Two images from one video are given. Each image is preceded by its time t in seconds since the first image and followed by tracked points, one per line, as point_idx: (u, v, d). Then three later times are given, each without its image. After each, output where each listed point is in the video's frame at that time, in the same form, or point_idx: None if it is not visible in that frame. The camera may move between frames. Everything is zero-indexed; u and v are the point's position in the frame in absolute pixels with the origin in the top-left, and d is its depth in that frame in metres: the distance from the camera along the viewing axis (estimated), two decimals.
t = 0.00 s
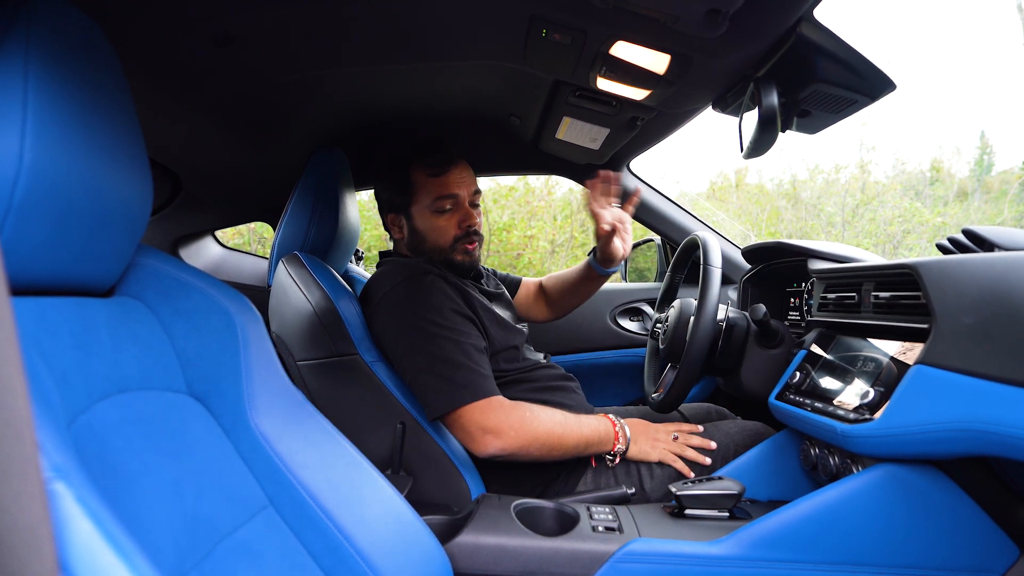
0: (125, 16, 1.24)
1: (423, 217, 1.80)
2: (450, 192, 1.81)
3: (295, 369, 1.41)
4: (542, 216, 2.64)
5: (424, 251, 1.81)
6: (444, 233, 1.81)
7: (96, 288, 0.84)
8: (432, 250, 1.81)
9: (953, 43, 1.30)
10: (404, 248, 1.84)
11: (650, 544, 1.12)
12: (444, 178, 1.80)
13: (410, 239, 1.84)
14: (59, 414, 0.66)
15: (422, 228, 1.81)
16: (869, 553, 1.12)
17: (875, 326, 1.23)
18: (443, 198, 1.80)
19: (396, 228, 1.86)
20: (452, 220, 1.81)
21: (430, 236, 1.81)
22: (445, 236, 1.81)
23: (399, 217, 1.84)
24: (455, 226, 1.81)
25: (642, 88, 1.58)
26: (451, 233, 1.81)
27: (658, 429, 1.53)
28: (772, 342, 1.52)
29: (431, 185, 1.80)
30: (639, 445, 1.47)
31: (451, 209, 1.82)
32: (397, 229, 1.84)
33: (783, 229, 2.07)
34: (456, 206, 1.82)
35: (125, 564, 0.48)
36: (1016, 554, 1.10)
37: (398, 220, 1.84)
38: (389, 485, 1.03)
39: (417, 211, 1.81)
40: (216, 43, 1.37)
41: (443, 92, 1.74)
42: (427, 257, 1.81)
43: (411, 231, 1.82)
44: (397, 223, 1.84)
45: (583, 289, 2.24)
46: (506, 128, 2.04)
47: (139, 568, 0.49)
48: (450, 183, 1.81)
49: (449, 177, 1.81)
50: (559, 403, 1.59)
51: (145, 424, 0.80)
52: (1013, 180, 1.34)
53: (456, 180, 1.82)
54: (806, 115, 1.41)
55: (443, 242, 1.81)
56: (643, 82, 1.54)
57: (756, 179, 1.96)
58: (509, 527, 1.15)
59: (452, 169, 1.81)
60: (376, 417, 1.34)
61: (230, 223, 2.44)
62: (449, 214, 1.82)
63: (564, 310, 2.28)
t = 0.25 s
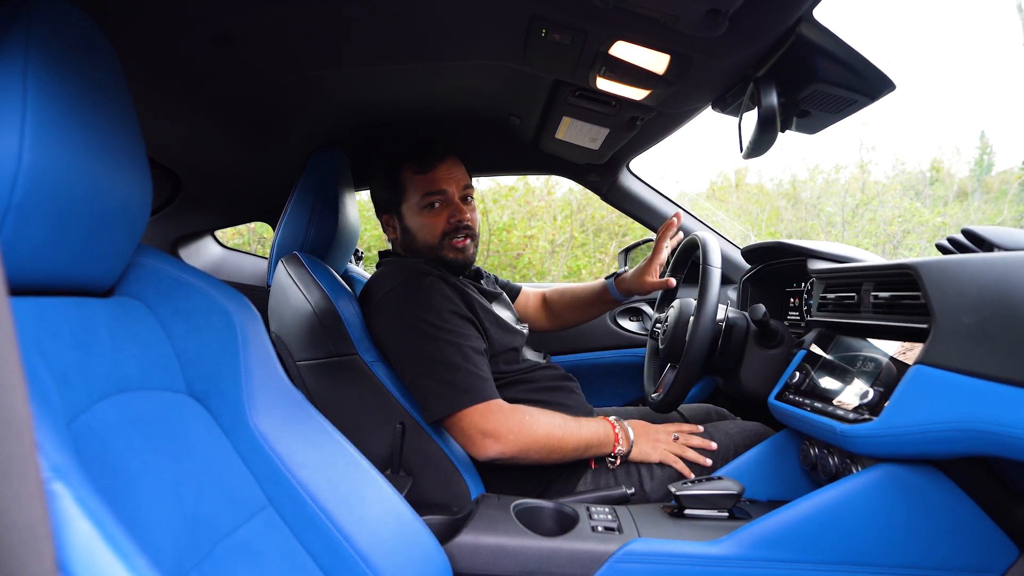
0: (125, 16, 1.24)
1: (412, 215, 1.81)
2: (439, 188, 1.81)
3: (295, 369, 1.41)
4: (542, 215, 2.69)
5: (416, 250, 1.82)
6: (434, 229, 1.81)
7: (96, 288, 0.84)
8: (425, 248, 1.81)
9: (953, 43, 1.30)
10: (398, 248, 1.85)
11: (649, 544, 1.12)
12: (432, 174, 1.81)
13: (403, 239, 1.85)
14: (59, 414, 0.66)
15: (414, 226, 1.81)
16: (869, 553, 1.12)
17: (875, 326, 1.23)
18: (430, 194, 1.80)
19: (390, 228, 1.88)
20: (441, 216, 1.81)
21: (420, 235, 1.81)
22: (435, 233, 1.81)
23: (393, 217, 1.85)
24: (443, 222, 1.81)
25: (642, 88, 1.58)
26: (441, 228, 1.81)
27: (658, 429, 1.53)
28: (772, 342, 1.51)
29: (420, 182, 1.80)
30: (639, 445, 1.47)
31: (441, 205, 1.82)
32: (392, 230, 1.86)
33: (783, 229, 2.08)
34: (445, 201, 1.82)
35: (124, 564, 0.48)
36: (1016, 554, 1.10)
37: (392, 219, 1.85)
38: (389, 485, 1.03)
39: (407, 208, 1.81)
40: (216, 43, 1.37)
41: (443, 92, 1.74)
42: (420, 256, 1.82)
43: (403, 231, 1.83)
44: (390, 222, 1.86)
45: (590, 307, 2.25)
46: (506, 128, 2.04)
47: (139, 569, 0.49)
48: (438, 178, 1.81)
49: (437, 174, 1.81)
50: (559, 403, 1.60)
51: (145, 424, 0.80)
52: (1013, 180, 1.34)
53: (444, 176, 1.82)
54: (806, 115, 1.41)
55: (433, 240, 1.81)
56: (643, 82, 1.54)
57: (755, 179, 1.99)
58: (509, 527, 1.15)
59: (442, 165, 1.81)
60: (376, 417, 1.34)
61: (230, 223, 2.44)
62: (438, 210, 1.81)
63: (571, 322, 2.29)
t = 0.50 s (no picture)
0: (125, 16, 1.24)
1: (417, 216, 1.81)
2: (443, 192, 1.80)
3: (295, 369, 1.41)
4: (542, 215, 2.67)
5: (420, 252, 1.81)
6: (438, 233, 1.80)
7: (95, 287, 0.84)
8: (428, 251, 1.81)
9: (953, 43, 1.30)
10: (401, 250, 1.85)
11: (649, 544, 1.11)
12: (437, 177, 1.80)
13: (406, 240, 1.85)
14: (57, 414, 0.66)
15: (418, 228, 1.81)
16: (869, 553, 1.12)
17: (875, 326, 1.23)
18: (435, 198, 1.80)
19: (393, 229, 1.88)
20: (445, 220, 1.81)
21: (424, 236, 1.81)
22: (439, 236, 1.81)
23: (395, 218, 1.85)
24: (448, 225, 1.81)
25: (642, 88, 1.58)
26: (446, 232, 1.81)
27: (658, 429, 1.53)
28: (772, 342, 1.52)
29: (425, 185, 1.80)
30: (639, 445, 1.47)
31: (446, 208, 1.82)
32: (394, 231, 1.86)
33: (783, 229, 2.06)
34: (450, 205, 1.82)
35: (123, 564, 0.48)
36: (1016, 553, 1.09)
37: (395, 220, 1.86)
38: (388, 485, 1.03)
39: (412, 211, 1.81)
40: (215, 43, 1.37)
41: (443, 92, 1.74)
42: (422, 257, 1.82)
43: (407, 232, 1.83)
44: (393, 223, 1.86)
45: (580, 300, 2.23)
46: (506, 128, 2.04)
47: (138, 569, 0.49)
48: (442, 182, 1.80)
49: (441, 177, 1.80)
50: (559, 403, 1.60)
51: (144, 424, 0.80)
52: (1013, 180, 1.34)
53: (451, 179, 1.82)
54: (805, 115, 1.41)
55: (437, 242, 1.81)
56: (643, 82, 1.54)
57: (755, 179, 1.96)
58: (509, 527, 1.15)
59: (446, 168, 1.81)
60: (376, 417, 1.34)
61: (230, 223, 2.44)
62: (443, 213, 1.81)
63: (568, 319, 2.30)
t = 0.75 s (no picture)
0: (124, 16, 1.24)
1: (421, 217, 1.80)
2: (449, 193, 1.81)
3: (295, 370, 1.41)
4: (542, 216, 2.66)
5: (424, 253, 1.80)
6: (442, 234, 1.80)
7: (94, 287, 0.84)
8: (431, 252, 1.80)
9: (952, 43, 1.30)
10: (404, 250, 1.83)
11: (648, 544, 1.11)
12: (443, 178, 1.81)
13: (409, 241, 1.83)
14: (56, 415, 0.66)
15: (421, 229, 1.80)
16: (868, 553, 1.12)
17: (874, 326, 1.23)
18: (440, 199, 1.80)
19: (394, 229, 1.85)
20: (450, 221, 1.81)
21: (428, 237, 1.80)
22: (443, 237, 1.81)
23: (399, 218, 1.83)
24: (454, 226, 1.81)
25: (641, 88, 1.58)
26: (451, 233, 1.81)
27: (658, 429, 1.53)
28: (771, 342, 1.52)
29: (428, 186, 1.80)
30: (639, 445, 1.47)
31: (450, 209, 1.82)
32: (397, 231, 1.83)
33: (783, 229, 2.05)
34: (455, 206, 1.82)
35: (121, 564, 0.48)
36: (1016, 553, 1.09)
37: (398, 220, 1.84)
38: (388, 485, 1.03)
39: (416, 211, 1.81)
40: (215, 43, 1.37)
41: (443, 92, 1.74)
42: (427, 259, 1.81)
43: (411, 233, 1.82)
44: (396, 224, 1.84)
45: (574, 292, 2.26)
46: (505, 128, 2.04)
47: (136, 569, 0.49)
48: (448, 183, 1.81)
49: (446, 177, 1.81)
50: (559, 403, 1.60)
51: (143, 424, 0.80)
52: (1012, 180, 1.34)
53: (454, 180, 1.82)
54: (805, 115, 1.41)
55: (442, 243, 1.80)
56: (642, 82, 1.54)
57: (755, 179, 1.94)
58: (508, 527, 1.15)
59: (451, 169, 1.81)
60: (375, 417, 1.34)
61: (230, 223, 2.44)
62: (448, 214, 1.82)
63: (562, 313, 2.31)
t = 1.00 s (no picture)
0: (124, 16, 1.24)
1: (420, 217, 1.80)
2: (447, 192, 1.81)
3: (295, 369, 1.41)
4: (541, 215, 2.67)
5: (423, 253, 1.81)
6: (441, 233, 1.80)
7: (94, 287, 0.84)
8: (431, 251, 1.81)
9: (952, 43, 1.30)
10: (403, 250, 1.84)
11: (649, 544, 1.11)
12: (441, 177, 1.80)
13: (409, 240, 1.84)
14: (57, 415, 0.66)
15: (420, 228, 1.81)
16: (868, 553, 1.12)
17: (875, 326, 1.23)
18: (439, 198, 1.80)
19: (394, 228, 1.86)
20: (449, 220, 1.81)
21: (427, 237, 1.81)
22: (442, 236, 1.81)
23: (398, 218, 1.84)
24: (453, 224, 1.81)
25: (642, 88, 1.58)
26: (449, 232, 1.81)
27: (658, 429, 1.53)
28: (771, 342, 1.52)
29: (427, 185, 1.80)
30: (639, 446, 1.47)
31: (449, 208, 1.82)
32: (396, 231, 1.85)
33: (783, 229, 2.07)
34: (453, 205, 1.82)
35: (122, 564, 0.48)
36: (1016, 553, 1.10)
37: (397, 220, 1.84)
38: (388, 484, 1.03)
39: (415, 211, 1.81)
40: (215, 43, 1.37)
41: (443, 92, 1.74)
42: (427, 258, 1.81)
43: (410, 232, 1.82)
44: (395, 223, 1.85)
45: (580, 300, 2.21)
46: (505, 128, 2.04)
47: (138, 569, 0.49)
48: (446, 182, 1.81)
49: (445, 176, 1.81)
50: (559, 404, 1.60)
51: (143, 424, 0.80)
52: (1012, 180, 1.34)
53: (453, 179, 1.82)
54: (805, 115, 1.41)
55: (442, 242, 1.81)
56: (642, 81, 1.54)
57: (755, 179, 1.99)
58: (509, 527, 1.15)
59: (449, 168, 1.81)
60: (376, 417, 1.34)
61: (230, 223, 2.44)
62: (446, 213, 1.81)
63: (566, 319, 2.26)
